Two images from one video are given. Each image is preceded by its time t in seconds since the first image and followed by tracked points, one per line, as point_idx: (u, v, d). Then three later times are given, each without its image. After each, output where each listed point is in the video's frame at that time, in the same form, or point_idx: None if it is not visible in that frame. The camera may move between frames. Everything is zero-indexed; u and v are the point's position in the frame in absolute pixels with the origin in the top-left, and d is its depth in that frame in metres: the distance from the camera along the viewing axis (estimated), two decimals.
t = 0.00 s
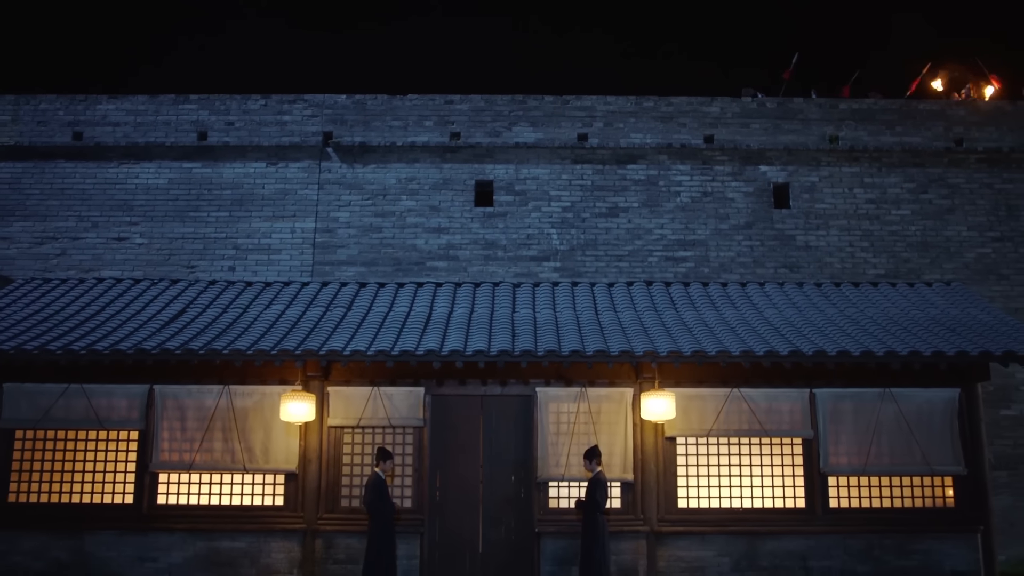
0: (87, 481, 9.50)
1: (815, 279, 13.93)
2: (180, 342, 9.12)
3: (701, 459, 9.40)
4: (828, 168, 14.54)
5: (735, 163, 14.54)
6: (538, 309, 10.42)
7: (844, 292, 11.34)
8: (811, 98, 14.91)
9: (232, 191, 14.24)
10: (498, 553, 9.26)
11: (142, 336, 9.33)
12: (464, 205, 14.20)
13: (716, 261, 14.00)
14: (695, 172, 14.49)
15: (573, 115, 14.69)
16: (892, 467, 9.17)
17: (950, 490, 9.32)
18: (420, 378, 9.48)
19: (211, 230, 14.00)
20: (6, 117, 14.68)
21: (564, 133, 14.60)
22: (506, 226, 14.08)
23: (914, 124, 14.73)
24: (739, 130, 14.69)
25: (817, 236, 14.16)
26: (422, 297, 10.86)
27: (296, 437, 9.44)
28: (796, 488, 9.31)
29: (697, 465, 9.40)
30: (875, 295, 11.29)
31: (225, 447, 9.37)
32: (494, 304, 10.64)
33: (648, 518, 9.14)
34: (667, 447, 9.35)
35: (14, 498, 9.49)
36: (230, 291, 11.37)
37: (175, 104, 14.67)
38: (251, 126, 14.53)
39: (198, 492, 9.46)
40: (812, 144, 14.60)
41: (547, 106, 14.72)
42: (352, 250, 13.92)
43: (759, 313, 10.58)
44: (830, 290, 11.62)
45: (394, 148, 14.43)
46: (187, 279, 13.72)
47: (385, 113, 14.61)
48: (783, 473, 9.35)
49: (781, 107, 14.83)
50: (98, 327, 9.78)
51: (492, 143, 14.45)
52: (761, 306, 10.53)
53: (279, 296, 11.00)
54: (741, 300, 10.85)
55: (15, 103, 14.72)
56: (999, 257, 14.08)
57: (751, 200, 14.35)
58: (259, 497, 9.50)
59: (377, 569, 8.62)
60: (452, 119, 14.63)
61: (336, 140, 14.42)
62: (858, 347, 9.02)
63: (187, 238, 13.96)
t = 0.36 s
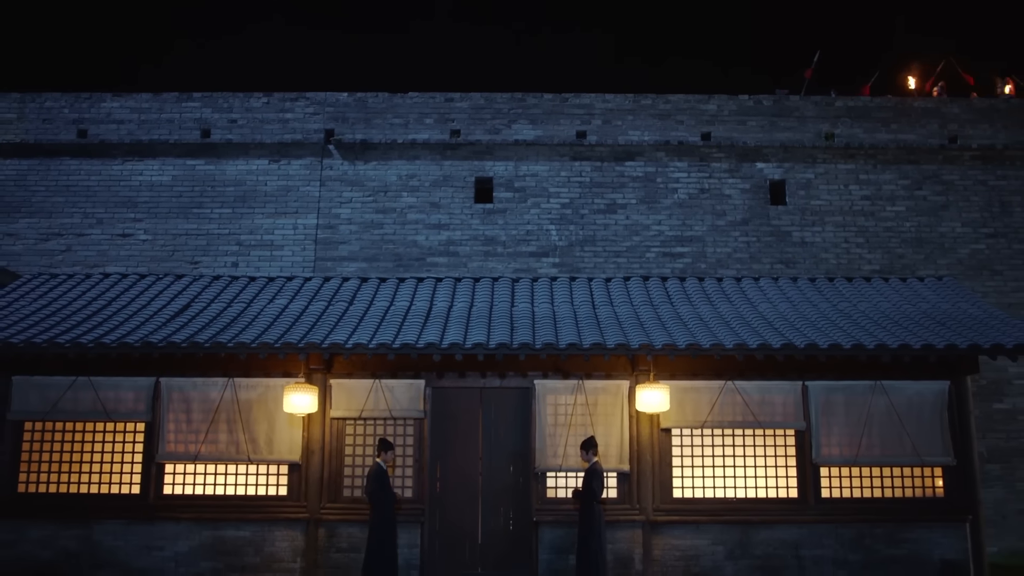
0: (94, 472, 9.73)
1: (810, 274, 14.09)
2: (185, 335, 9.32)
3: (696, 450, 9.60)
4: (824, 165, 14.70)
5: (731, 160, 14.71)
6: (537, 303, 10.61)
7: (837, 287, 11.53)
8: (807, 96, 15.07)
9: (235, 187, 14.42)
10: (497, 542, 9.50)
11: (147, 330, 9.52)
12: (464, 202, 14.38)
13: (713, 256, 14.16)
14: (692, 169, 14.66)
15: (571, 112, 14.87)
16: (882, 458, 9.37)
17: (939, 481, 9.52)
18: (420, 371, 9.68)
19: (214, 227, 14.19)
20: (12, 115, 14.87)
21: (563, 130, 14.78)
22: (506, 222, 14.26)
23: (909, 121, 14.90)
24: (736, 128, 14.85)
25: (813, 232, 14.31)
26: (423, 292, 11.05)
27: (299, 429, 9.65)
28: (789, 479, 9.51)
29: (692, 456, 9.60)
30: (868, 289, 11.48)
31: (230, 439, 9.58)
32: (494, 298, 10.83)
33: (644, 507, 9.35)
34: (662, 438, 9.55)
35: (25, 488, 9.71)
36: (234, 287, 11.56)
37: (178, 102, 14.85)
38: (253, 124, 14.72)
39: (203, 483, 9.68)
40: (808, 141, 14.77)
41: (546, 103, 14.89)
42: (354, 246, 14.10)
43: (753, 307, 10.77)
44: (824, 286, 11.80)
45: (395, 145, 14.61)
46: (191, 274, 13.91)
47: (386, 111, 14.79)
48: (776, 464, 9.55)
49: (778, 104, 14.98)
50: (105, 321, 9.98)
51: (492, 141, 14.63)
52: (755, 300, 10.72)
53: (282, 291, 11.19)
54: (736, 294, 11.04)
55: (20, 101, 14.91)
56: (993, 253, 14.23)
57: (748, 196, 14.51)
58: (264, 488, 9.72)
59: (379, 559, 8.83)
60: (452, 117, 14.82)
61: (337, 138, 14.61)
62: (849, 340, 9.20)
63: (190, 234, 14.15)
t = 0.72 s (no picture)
0: (104, 461, 9.94)
1: (809, 268, 14.23)
2: (192, 328, 9.51)
3: (694, 441, 9.78)
4: (823, 160, 14.82)
5: (731, 155, 14.84)
6: (538, 296, 10.79)
7: (835, 281, 11.69)
8: (807, 91, 15.19)
9: (240, 183, 14.60)
10: (499, 530, 9.69)
11: (155, 322, 9.72)
12: (466, 197, 14.54)
13: (713, 251, 14.32)
14: (692, 164, 14.80)
15: (572, 108, 15.01)
16: (877, 448, 9.54)
17: (933, 471, 9.69)
18: (423, 363, 9.87)
19: (220, 222, 14.37)
20: (20, 112, 15.06)
21: (564, 126, 14.93)
22: (508, 217, 14.42)
23: (907, 116, 15.01)
24: (736, 123, 14.98)
25: (812, 226, 14.44)
26: (426, 285, 11.23)
27: (304, 419, 9.85)
28: (785, 468, 9.68)
29: (690, 446, 9.78)
30: (865, 283, 11.64)
31: (236, 429, 9.78)
32: (496, 292, 11.01)
33: (643, 496, 9.53)
34: (661, 429, 9.73)
35: (36, 477, 9.94)
36: (240, 280, 11.75)
37: (184, 98, 15.03)
38: (258, 120, 14.88)
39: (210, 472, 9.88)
40: (807, 136, 14.88)
41: (547, 99, 15.05)
42: (357, 240, 14.27)
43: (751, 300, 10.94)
44: (821, 279, 11.96)
45: (398, 141, 14.75)
46: (197, 269, 14.10)
47: (390, 106, 14.95)
48: (773, 454, 9.72)
49: (777, 100, 15.11)
50: (113, 314, 10.17)
51: (494, 136, 14.77)
52: (753, 294, 10.90)
53: (287, 285, 11.38)
54: (734, 287, 11.22)
55: (28, 99, 15.10)
56: (991, 247, 14.35)
57: (747, 191, 14.65)
58: (269, 477, 9.90)
59: (384, 547, 9.05)
60: (455, 113, 14.97)
61: (341, 134, 14.75)
62: (844, 332, 9.36)
63: (196, 229, 14.33)
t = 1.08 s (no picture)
0: (113, 450, 10.13)
1: (809, 260, 14.35)
2: (199, 319, 9.68)
3: (693, 430, 9.93)
4: (823, 153, 14.92)
5: (732, 148, 14.95)
6: (540, 287, 10.94)
7: (833, 273, 11.82)
8: (808, 85, 15.29)
9: (245, 176, 14.75)
10: (501, 517, 9.86)
11: (163, 313, 9.88)
12: (469, 189, 14.68)
13: (714, 243, 14.44)
14: (693, 157, 14.91)
15: (575, 102, 15.13)
16: (874, 437, 9.69)
17: (929, 459, 9.85)
18: (426, 353, 10.04)
19: (225, 215, 14.53)
20: (27, 106, 15.22)
21: (566, 119, 15.05)
22: (510, 210, 14.55)
23: (907, 110, 15.11)
24: (736, 117, 15.09)
25: (813, 219, 14.55)
26: (429, 277, 11.39)
27: (310, 409, 10.02)
28: (783, 457, 9.83)
29: (689, 435, 9.93)
30: (863, 274, 11.78)
31: (243, 418, 9.96)
32: (498, 283, 11.17)
33: (643, 484, 9.70)
34: (660, 418, 9.88)
35: (47, 465, 10.13)
36: (246, 272, 11.91)
37: (190, 93, 15.18)
38: (263, 114, 15.02)
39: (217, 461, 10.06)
40: (808, 129, 14.98)
41: (550, 93, 15.18)
42: (362, 233, 14.42)
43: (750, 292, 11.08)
44: (820, 271, 12.09)
45: (401, 135, 14.89)
46: (202, 261, 14.27)
47: (393, 100, 15.09)
48: (771, 442, 9.87)
49: (777, 94, 15.22)
50: (122, 306, 10.34)
51: (497, 130, 14.89)
52: (752, 285, 11.03)
53: (292, 277, 11.54)
54: (733, 279, 11.36)
55: (36, 93, 15.26)
56: (990, 240, 14.45)
57: (748, 183, 14.76)
58: (275, 466, 10.09)
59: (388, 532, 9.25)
60: (458, 107, 15.10)
61: (345, 128, 14.88)
62: (840, 323, 9.50)
63: (202, 222, 14.49)
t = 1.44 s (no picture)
0: (118, 439, 10.28)
1: (807, 252, 14.46)
2: (203, 309, 9.81)
3: (690, 419, 10.07)
4: (821, 146, 15.01)
5: (731, 141, 15.05)
6: (539, 278, 11.07)
7: (830, 263, 11.95)
8: (806, 78, 15.38)
9: (247, 168, 14.87)
10: (500, 505, 10.01)
11: (167, 304, 10.01)
12: (470, 182, 14.79)
13: (712, 235, 14.55)
14: (692, 149, 15.01)
15: (574, 95, 15.23)
16: (868, 426, 9.82)
17: (923, 448, 9.98)
18: (427, 343, 10.18)
19: (228, 207, 14.66)
20: (31, 100, 15.33)
21: (566, 112, 15.15)
22: (510, 202, 14.67)
23: (905, 102, 15.19)
24: (735, 109, 15.17)
25: (810, 211, 14.66)
26: (430, 268, 11.53)
27: (312, 398, 10.16)
28: (778, 445, 9.97)
29: (685, 424, 10.07)
30: (860, 266, 11.89)
31: (246, 408, 10.10)
32: (498, 274, 11.30)
33: (640, 472, 9.84)
34: (657, 407, 10.02)
35: (54, 454, 10.28)
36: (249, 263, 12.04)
37: (192, 86, 15.28)
38: (265, 107, 15.13)
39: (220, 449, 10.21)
40: (806, 122, 15.06)
41: (549, 86, 15.27)
42: (363, 225, 14.53)
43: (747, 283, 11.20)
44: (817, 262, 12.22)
45: (402, 127, 14.99)
46: (205, 253, 14.39)
47: (394, 93, 15.19)
48: (767, 431, 10.01)
49: (776, 87, 15.30)
50: (126, 296, 10.48)
51: (497, 123, 14.99)
52: (749, 276, 11.16)
53: (294, 268, 11.67)
54: (731, 270, 11.48)
55: (39, 86, 15.38)
56: (987, 231, 14.53)
57: (746, 175, 14.86)
58: (278, 454, 10.24)
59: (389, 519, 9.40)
60: (459, 100, 15.20)
61: (346, 121, 14.99)
62: (835, 313, 9.62)
63: (204, 214, 14.62)
